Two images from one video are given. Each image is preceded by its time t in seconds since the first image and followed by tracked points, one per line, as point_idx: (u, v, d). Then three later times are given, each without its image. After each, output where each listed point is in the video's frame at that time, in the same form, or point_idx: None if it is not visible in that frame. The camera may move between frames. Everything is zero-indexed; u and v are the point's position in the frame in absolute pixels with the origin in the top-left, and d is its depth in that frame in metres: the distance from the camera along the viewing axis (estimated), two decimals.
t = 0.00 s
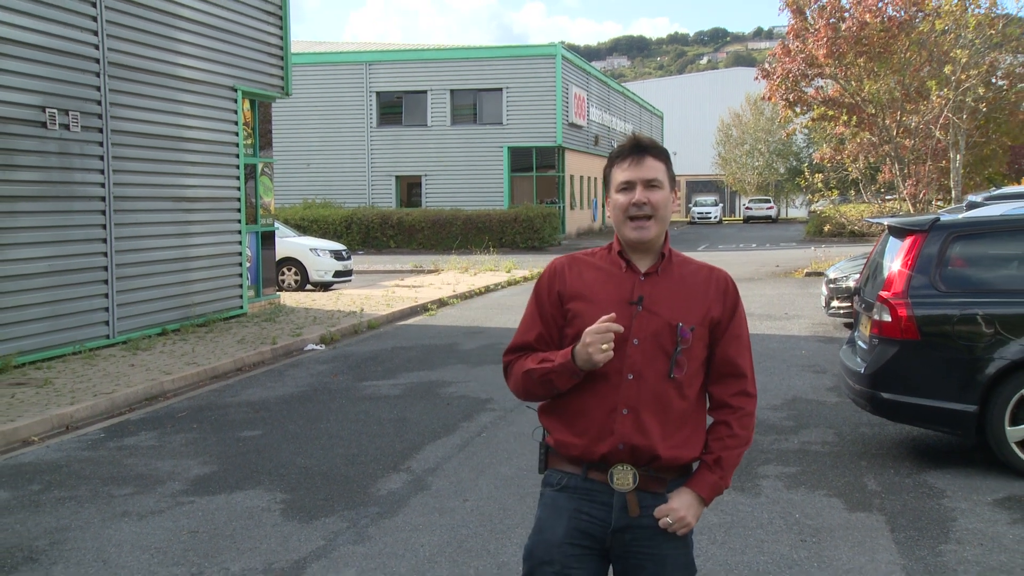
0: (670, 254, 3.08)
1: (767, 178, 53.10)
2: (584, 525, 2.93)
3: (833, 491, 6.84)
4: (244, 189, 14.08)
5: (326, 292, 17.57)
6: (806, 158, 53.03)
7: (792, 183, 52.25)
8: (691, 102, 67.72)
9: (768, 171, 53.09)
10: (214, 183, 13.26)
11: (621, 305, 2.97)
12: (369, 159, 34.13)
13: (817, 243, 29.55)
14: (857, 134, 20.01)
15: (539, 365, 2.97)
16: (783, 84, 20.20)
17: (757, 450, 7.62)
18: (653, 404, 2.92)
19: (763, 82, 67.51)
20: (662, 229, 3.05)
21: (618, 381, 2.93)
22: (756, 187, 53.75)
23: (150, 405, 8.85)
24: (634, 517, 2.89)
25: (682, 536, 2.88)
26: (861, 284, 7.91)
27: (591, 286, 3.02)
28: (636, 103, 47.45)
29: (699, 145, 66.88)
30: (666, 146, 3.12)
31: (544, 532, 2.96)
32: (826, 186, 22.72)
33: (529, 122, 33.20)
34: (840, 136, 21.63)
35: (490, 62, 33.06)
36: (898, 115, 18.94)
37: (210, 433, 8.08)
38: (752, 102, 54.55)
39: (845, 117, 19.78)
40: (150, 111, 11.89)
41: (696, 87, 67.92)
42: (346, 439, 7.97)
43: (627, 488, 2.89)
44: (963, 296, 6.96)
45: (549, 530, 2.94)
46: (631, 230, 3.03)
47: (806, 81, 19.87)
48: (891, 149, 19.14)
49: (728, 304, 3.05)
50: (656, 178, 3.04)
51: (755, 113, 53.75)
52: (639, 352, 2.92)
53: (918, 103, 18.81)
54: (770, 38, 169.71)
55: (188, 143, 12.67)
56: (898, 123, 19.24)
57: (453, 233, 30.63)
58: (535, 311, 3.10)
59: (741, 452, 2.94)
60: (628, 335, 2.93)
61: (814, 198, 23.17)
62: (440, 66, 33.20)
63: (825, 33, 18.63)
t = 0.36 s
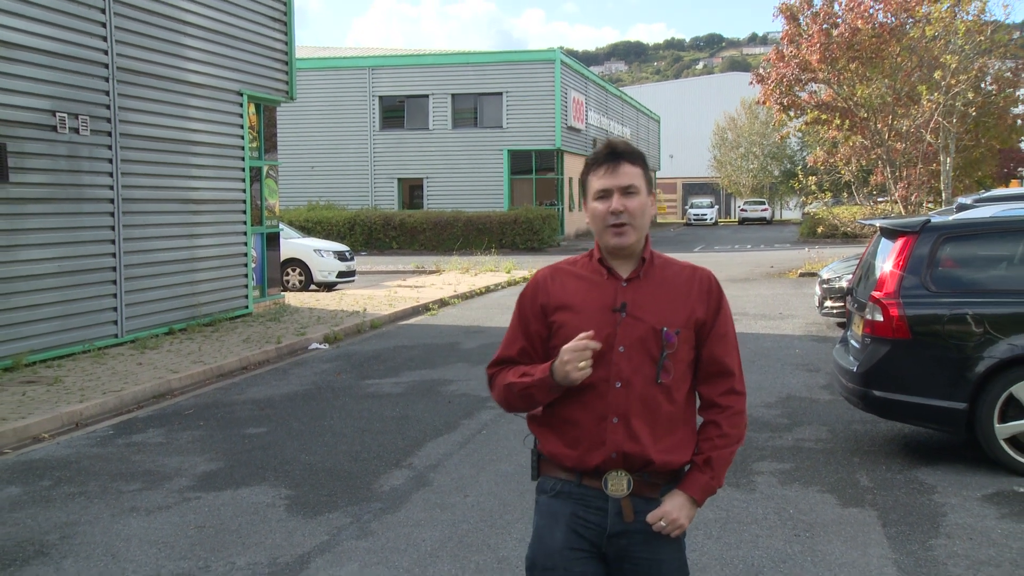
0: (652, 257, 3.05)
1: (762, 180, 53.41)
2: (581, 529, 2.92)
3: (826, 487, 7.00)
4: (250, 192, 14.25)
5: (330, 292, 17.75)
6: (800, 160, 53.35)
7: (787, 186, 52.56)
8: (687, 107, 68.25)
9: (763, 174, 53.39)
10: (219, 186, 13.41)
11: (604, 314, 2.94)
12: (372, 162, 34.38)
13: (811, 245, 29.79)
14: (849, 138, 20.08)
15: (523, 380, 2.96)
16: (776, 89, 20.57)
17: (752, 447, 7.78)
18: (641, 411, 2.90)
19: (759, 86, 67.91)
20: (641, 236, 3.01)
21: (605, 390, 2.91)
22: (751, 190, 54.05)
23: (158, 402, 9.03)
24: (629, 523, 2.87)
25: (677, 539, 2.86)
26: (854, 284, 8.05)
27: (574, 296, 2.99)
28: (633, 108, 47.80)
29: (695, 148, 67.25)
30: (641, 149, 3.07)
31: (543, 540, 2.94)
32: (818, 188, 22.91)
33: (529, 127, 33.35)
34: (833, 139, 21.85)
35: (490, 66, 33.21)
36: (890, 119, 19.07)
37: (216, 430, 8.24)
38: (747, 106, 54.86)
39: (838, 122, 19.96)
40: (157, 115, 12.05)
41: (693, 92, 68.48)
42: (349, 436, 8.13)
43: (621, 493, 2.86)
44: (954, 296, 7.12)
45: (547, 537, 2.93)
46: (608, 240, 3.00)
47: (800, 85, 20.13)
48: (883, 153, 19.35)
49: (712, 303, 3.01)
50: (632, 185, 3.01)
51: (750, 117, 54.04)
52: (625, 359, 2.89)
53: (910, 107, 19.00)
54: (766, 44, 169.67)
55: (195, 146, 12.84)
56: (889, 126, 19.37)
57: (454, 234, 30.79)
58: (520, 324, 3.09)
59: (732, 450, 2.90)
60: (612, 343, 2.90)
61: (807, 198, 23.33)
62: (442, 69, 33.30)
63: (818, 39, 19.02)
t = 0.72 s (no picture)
0: (618, 259, 2.96)
1: (757, 183, 53.70)
2: (566, 550, 2.82)
3: (818, 483, 7.15)
4: (255, 195, 14.42)
5: (333, 292, 17.92)
6: (794, 163, 53.64)
7: (781, 188, 52.88)
8: (682, 111, 68.65)
9: (757, 177, 53.68)
10: (225, 188, 13.58)
11: (575, 319, 2.84)
12: (374, 164, 34.56)
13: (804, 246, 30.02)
14: (841, 142, 20.24)
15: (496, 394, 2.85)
16: (770, 94, 20.61)
17: (747, 443, 7.94)
18: (619, 418, 2.80)
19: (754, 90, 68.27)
20: (604, 240, 2.91)
21: (582, 400, 2.80)
22: (746, 192, 54.33)
23: (165, 400, 9.20)
24: (616, 537, 2.79)
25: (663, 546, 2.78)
26: (847, 284, 8.22)
27: (542, 303, 2.89)
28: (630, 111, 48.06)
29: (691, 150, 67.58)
30: (600, 150, 2.98)
31: (529, 565, 2.86)
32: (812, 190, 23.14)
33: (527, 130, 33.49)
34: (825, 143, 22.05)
35: (491, 71, 33.42)
36: (881, 123, 19.27)
37: (222, 428, 8.40)
38: (742, 110, 55.17)
39: (831, 125, 20.03)
40: (164, 119, 12.23)
41: (688, 96, 68.82)
42: (352, 433, 8.29)
43: (607, 507, 2.78)
44: (944, 296, 7.27)
45: (533, 562, 2.85)
46: (570, 247, 2.90)
47: (793, 90, 20.32)
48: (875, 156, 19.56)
49: (682, 299, 2.93)
50: (595, 192, 2.91)
51: (745, 121, 54.29)
52: (600, 364, 2.80)
53: (901, 112, 19.22)
54: (759, 50, 169.76)
55: (201, 149, 13.01)
56: (880, 130, 19.47)
57: (455, 235, 30.94)
58: (487, 336, 2.97)
59: (711, 451, 2.81)
60: (585, 350, 2.81)
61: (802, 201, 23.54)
62: (443, 75, 33.53)
63: (810, 44, 19.21)
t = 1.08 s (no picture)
0: (587, 260, 2.98)
1: (752, 184, 53.96)
2: (546, 559, 2.80)
3: (812, 478, 7.30)
4: (261, 196, 14.59)
5: (337, 292, 18.09)
6: (788, 165, 53.91)
7: (775, 190, 53.16)
8: (679, 113, 68.95)
9: (752, 178, 53.93)
10: (231, 190, 13.77)
11: (548, 320, 2.83)
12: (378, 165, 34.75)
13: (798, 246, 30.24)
14: (835, 144, 20.38)
15: (470, 399, 2.82)
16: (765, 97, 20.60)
17: (742, 440, 8.10)
18: (595, 418, 2.79)
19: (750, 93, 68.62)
20: (574, 239, 2.92)
21: (557, 402, 2.78)
22: (741, 193, 54.58)
23: (173, 397, 9.37)
24: (594, 540, 2.77)
25: (643, 543, 2.78)
26: (840, 283, 8.38)
27: (513, 304, 2.87)
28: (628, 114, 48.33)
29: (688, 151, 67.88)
30: (569, 149, 2.99)
31: None
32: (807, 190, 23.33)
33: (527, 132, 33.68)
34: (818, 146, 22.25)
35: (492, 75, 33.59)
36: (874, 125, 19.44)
37: (228, 424, 8.57)
38: (737, 113, 55.45)
39: (825, 128, 20.15)
40: (173, 121, 12.41)
41: (685, 98, 69.15)
42: (355, 430, 8.46)
43: (581, 510, 2.76)
44: (935, 295, 7.42)
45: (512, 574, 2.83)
46: (539, 246, 2.90)
47: (788, 94, 20.41)
48: (868, 158, 19.75)
49: (654, 301, 2.97)
50: (564, 190, 2.92)
51: (741, 124, 54.51)
52: (575, 365, 2.79)
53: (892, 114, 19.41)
54: (755, 51, 170.01)
55: (208, 151, 13.18)
56: (873, 133, 19.63)
57: (457, 235, 31.10)
58: (455, 339, 2.93)
59: (687, 448, 2.85)
60: (560, 350, 2.80)
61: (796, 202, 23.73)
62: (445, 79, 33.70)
63: (804, 49, 19.32)
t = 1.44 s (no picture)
0: (575, 260, 3.08)
1: (748, 186, 54.18)
2: (539, 562, 2.87)
3: (807, 474, 7.45)
4: (266, 198, 14.76)
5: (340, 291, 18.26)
6: (782, 167, 54.14)
7: (770, 191, 53.37)
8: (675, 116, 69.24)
9: (748, 180, 54.14)
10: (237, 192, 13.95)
11: (536, 323, 2.93)
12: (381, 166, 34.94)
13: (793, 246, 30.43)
14: (828, 147, 20.57)
15: (460, 403, 2.91)
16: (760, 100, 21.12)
17: (738, 436, 8.26)
18: (582, 419, 2.88)
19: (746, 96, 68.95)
20: (562, 238, 3.03)
21: (545, 405, 2.87)
22: (737, 194, 54.79)
23: (181, 394, 9.55)
24: (585, 537, 2.84)
25: (633, 536, 2.85)
26: (835, 283, 8.55)
27: (503, 308, 2.96)
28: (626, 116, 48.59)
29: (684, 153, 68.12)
30: (557, 147, 3.09)
31: None
32: (802, 192, 23.55)
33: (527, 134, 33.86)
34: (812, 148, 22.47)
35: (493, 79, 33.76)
36: (867, 127, 19.64)
37: (234, 421, 8.74)
38: (733, 116, 55.69)
39: (818, 130, 20.42)
40: (180, 124, 12.59)
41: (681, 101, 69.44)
42: (358, 426, 8.62)
43: (569, 509, 2.84)
44: (926, 295, 7.58)
45: None
46: (529, 244, 3.00)
47: (782, 96, 20.73)
48: (861, 160, 19.96)
49: (642, 301, 3.07)
50: (552, 185, 3.02)
51: (736, 126, 54.71)
52: (562, 367, 2.87)
53: (885, 117, 19.62)
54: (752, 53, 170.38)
55: (214, 153, 13.36)
56: (865, 136, 19.85)
57: (458, 235, 31.24)
58: (445, 343, 3.02)
59: (679, 441, 2.92)
60: (548, 353, 2.88)
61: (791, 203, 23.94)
62: (446, 83, 33.86)
63: (799, 53, 19.75)
